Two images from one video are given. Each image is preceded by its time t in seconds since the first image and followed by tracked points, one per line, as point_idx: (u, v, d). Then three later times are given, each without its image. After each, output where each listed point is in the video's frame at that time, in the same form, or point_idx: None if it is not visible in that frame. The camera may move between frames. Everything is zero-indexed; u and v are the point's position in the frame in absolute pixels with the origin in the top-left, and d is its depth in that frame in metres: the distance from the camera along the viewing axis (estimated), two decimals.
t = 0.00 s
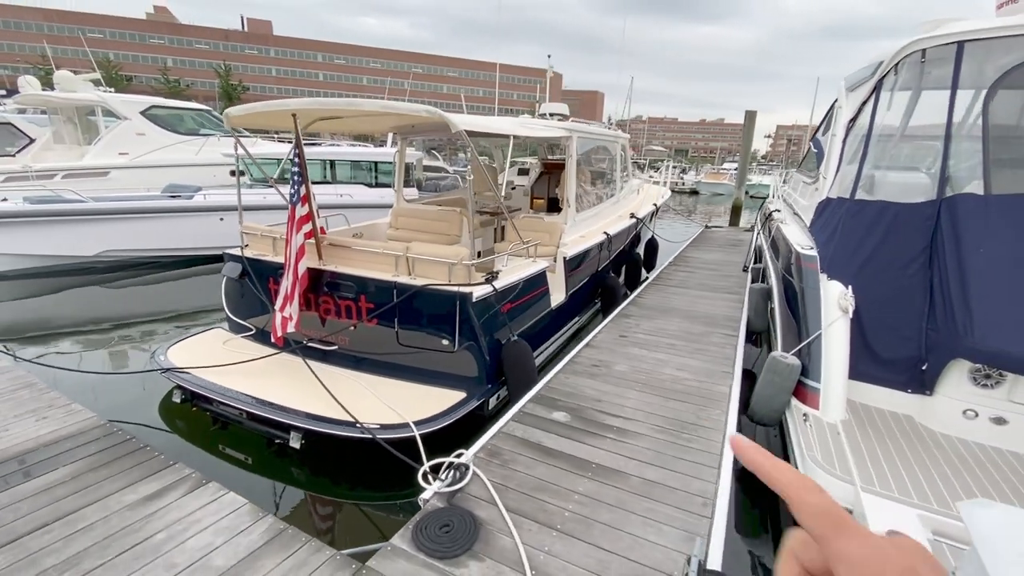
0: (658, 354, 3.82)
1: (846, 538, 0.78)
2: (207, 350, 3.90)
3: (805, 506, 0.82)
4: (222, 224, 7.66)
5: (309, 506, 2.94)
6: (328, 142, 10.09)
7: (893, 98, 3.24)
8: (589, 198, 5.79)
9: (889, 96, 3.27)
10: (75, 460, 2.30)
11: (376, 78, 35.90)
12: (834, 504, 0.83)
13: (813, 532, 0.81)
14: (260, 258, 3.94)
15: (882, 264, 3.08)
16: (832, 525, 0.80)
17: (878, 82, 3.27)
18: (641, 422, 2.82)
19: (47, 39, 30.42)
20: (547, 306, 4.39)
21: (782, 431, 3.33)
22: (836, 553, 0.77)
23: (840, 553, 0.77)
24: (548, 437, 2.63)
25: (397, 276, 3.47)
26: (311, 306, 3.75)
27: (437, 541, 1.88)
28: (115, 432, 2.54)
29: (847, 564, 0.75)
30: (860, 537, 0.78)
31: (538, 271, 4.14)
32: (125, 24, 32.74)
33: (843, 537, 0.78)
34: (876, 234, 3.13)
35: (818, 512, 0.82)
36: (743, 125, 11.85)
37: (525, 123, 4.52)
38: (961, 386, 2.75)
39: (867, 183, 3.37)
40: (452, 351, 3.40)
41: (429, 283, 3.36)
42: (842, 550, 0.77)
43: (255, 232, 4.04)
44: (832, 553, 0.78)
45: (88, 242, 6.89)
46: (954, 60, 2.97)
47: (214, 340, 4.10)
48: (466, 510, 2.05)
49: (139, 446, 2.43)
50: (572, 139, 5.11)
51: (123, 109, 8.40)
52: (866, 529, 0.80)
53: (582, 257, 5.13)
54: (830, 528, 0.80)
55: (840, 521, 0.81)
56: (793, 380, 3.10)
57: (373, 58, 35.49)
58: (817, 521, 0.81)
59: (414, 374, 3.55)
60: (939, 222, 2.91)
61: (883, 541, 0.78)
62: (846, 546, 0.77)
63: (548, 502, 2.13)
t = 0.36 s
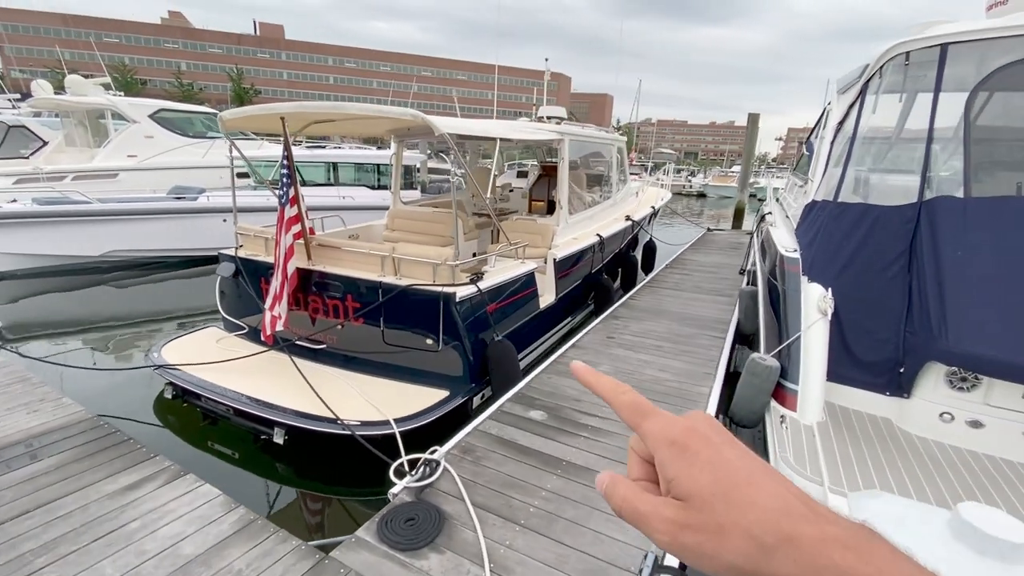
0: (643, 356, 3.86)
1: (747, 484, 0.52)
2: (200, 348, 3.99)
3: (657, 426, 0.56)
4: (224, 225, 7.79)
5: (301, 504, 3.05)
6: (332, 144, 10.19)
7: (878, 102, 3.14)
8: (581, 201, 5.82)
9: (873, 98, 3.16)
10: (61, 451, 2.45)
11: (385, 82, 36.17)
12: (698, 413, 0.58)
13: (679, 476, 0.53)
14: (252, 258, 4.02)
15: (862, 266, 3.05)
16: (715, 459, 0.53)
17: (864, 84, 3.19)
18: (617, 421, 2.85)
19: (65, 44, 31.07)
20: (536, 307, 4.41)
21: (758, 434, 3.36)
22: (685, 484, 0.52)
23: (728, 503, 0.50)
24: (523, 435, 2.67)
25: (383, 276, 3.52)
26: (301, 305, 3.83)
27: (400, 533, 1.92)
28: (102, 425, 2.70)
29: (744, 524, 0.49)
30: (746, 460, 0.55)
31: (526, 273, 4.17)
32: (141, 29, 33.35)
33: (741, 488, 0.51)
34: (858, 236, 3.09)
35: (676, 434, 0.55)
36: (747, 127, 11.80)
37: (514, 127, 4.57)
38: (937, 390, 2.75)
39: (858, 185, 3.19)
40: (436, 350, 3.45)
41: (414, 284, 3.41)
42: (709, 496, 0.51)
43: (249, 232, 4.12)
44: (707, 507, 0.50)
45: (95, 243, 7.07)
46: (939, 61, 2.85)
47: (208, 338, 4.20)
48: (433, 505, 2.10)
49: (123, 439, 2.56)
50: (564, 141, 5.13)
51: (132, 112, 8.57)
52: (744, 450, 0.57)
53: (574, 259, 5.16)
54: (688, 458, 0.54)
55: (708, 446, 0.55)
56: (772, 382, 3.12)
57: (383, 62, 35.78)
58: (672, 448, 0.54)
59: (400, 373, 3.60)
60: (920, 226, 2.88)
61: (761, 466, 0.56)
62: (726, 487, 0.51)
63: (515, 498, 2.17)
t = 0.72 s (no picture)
0: (636, 356, 3.92)
1: (714, 455, 0.59)
2: (205, 346, 4.11)
3: (633, 405, 0.61)
4: (231, 227, 7.95)
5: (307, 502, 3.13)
6: (337, 147, 10.33)
7: (869, 106, 3.18)
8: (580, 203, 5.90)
9: (865, 103, 3.21)
10: (70, 442, 2.58)
11: (392, 85, 36.45)
12: (670, 386, 0.64)
13: (653, 451, 0.59)
14: (256, 259, 4.13)
15: (851, 269, 3.07)
16: (687, 435, 0.59)
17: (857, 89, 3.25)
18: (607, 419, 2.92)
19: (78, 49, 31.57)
20: (533, 308, 4.48)
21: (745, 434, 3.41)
22: (652, 459, 0.59)
23: (697, 477, 0.57)
24: (514, 431, 2.75)
25: (383, 277, 3.62)
26: (303, 305, 3.93)
27: (391, 521, 2.01)
28: (108, 418, 2.82)
29: (711, 496, 0.56)
30: (715, 431, 0.62)
31: (523, 274, 4.25)
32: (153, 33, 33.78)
33: (710, 464, 0.58)
34: (847, 238, 3.09)
35: (648, 410, 0.61)
36: (750, 130, 11.82)
37: (512, 132, 4.66)
38: (923, 390, 2.80)
39: (855, 189, 3.24)
40: (433, 349, 3.54)
41: (411, 284, 3.50)
42: (676, 469, 0.58)
43: (253, 234, 4.24)
44: (674, 480, 0.58)
45: (106, 244, 7.24)
46: (928, 68, 2.85)
47: (213, 337, 4.32)
48: (423, 496, 2.18)
49: (129, 431, 2.69)
50: (562, 145, 5.22)
51: (143, 116, 8.77)
52: (708, 418, 0.63)
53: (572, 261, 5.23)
54: (658, 433, 0.60)
55: (677, 420, 0.61)
56: (761, 382, 3.18)
57: (390, 65, 36.08)
58: (643, 424, 0.60)
59: (398, 371, 3.69)
60: (908, 229, 2.88)
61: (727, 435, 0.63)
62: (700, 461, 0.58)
63: (503, 491, 2.25)
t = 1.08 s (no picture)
0: (636, 354, 4.00)
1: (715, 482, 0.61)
2: (216, 342, 4.22)
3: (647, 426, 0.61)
4: (240, 228, 8.08)
5: (312, 493, 3.21)
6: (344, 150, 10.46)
7: (864, 110, 3.25)
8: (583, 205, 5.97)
9: (861, 106, 3.28)
10: (89, 432, 2.70)
11: (398, 88, 36.68)
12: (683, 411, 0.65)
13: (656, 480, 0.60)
14: (266, 258, 4.24)
15: (846, 269, 3.11)
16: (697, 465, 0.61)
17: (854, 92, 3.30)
18: (606, 414, 3.00)
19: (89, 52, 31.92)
20: (535, 308, 4.56)
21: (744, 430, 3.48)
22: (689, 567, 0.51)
23: None
24: (515, 424, 2.83)
25: (389, 276, 3.71)
26: (312, 303, 4.04)
27: (396, 507, 2.10)
28: (125, 409, 2.95)
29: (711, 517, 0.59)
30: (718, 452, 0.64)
31: (526, 274, 4.33)
32: (163, 37, 34.17)
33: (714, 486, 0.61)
34: (843, 239, 3.13)
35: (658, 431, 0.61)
36: (754, 132, 11.85)
37: (516, 135, 4.75)
38: (914, 387, 2.87)
39: (855, 191, 3.27)
40: (438, 346, 3.63)
41: (416, 283, 3.60)
42: None
43: (263, 234, 4.35)
44: None
45: (118, 244, 7.39)
46: (922, 72, 2.92)
47: (224, 334, 4.43)
48: (427, 484, 2.27)
49: (144, 422, 2.81)
50: (565, 148, 5.30)
51: (154, 119, 8.92)
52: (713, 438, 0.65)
53: (574, 262, 5.31)
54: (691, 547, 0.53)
55: (711, 539, 0.55)
56: (757, 379, 3.24)
57: (396, 68, 36.30)
58: (675, 539, 0.53)
59: (403, 367, 3.79)
60: (902, 231, 2.93)
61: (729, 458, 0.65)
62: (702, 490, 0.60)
63: (504, 480, 2.34)
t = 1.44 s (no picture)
0: (634, 352, 4.06)
1: None
2: (223, 339, 4.31)
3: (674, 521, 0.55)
4: (245, 228, 8.18)
5: (313, 486, 3.28)
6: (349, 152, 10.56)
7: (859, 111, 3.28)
8: (584, 206, 6.04)
9: (857, 108, 3.32)
10: (100, 423, 2.78)
11: (402, 91, 36.87)
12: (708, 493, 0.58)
13: None
14: (271, 257, 4.32)
15: (840, 268, 3.14)
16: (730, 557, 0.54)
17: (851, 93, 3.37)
18: (603, 409, 3.06)
19: (97, 55, 32.19)
20: (535, 306, 4.61)
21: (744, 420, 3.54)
22: None
23: None
24: (514, 418, 2.90)
25: (391, 274, 3.77)
26: (317, 301, 4.12)
27: (396, 496, 2.17)
28: (134, 402, 3.03)
29: None
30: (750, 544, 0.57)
31: (527, 274, 4.40)
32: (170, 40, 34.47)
33: None
34: (838, 239, 3.16)
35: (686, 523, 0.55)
36: (756, 135, 11.90)
37: (517, 136, 4.82)
38: (906, 384, 2.91)
39: (854, 192, 3.28)
40: (438, 343, 3.69)
41: (417, 281, 3.66)
42: None
43: (269, 233, 4.43)
44: None
45: (126, 244, 7.49)
46: (917, 74, 2.98)
47: (230, 331, 4.52)
48: (426, 474, 2.34)
49: (153, 414, 2.89)
50: (566, 150, 5.37)
51: (161, 121, 9.04)
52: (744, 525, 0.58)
53: (574, 262, 5.37)
54: None
55: None
56: (752, 376, 3.26)
57: (401, 71, 36.50)
58: None
59: (405, 364, 3.85)
60: (894, 230, 2.96)
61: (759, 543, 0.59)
62: None
63: (502, 470, 2.40)
